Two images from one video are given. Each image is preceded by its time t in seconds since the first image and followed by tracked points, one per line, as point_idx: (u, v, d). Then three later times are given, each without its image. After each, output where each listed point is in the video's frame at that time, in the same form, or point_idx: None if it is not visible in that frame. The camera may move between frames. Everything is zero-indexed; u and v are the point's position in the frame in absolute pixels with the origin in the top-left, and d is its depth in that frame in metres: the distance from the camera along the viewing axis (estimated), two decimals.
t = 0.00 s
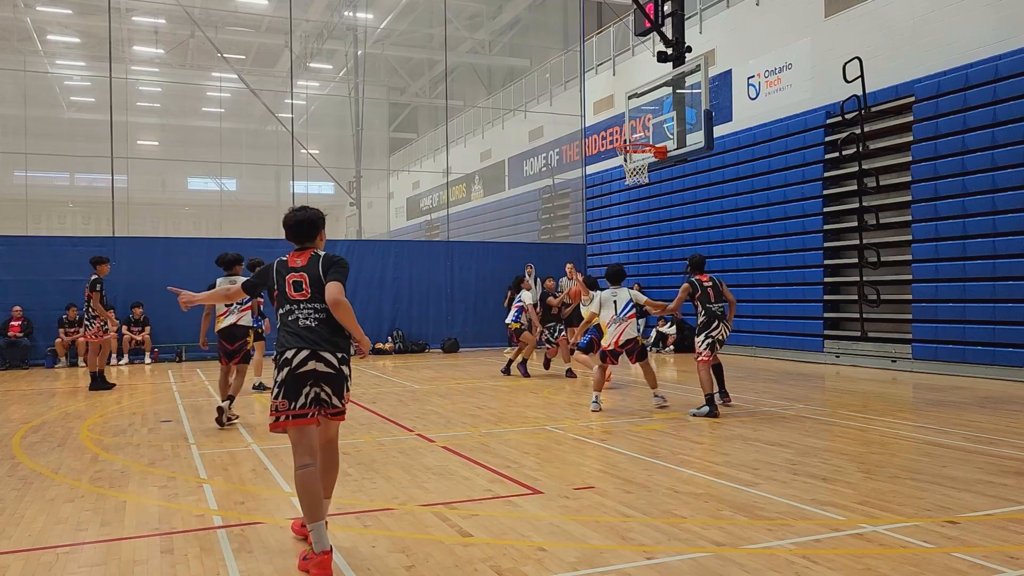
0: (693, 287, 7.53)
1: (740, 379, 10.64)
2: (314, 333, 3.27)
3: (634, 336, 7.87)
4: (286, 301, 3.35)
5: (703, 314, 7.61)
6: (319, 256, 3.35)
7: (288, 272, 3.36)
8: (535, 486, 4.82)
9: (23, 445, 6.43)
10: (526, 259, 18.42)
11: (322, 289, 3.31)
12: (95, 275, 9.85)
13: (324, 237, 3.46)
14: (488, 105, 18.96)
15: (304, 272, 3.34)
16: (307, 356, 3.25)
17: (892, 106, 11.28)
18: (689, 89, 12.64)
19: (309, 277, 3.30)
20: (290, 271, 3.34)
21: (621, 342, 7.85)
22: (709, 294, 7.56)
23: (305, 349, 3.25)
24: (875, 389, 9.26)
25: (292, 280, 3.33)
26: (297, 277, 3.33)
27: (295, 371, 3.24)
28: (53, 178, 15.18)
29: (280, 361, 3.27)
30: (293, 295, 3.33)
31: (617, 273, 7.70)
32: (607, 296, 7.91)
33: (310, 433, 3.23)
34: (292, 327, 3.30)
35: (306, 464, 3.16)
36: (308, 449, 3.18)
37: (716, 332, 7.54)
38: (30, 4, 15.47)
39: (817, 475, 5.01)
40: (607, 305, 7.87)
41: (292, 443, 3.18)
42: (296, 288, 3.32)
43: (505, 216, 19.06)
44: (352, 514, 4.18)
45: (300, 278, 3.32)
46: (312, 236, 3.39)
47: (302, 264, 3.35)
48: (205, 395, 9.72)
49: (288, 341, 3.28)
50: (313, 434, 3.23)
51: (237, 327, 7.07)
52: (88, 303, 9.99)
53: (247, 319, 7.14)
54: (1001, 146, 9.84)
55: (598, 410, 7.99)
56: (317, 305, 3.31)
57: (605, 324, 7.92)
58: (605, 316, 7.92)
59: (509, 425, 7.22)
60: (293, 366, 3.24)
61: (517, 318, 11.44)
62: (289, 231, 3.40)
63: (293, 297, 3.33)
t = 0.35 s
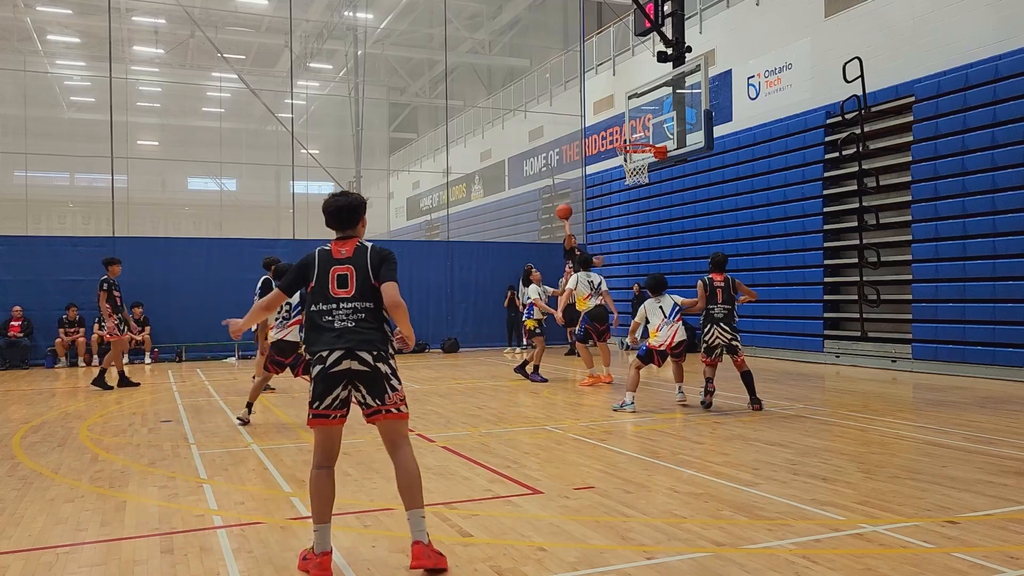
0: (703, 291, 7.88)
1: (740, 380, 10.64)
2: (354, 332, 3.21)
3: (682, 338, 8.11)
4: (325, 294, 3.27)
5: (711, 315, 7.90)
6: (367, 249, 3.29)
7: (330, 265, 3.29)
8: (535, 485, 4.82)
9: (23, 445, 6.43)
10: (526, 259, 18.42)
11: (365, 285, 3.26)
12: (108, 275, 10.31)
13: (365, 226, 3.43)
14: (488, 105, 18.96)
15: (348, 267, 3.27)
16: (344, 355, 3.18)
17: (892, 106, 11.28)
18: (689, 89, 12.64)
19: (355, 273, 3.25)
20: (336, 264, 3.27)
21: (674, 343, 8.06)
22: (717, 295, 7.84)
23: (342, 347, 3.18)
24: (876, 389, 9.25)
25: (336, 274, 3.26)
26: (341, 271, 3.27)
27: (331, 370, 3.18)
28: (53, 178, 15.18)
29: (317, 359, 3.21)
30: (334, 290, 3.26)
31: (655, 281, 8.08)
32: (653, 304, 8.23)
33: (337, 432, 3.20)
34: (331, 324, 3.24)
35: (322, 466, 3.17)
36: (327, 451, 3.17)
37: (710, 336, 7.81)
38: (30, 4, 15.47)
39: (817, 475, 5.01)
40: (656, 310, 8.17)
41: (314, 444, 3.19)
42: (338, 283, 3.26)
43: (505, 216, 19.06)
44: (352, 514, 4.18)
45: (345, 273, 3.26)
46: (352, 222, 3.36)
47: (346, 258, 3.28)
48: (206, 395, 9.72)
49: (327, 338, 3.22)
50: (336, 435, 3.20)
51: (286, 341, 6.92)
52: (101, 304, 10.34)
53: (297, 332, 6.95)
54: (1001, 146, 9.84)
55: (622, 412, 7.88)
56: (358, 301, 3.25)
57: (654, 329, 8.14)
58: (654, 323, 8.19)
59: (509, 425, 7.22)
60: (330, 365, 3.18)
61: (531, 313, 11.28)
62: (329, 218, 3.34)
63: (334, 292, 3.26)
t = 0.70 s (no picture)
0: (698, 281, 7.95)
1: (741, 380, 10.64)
2: (397, 335, 3.20)
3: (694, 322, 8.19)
4: (370, 296, 3.28)
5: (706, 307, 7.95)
6: (406, 246, 3.26)
7: (372, 266, 3.29)
8: (535, 486, 4.82)
9: (22, 445, 6.42)
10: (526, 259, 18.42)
11: (406, 284, 3.23)
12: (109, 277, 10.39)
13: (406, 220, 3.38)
14: (488, 105, 18.96)
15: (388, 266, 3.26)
16: (390, 359, 3.19)
17: (892, 106, 11.28)
18: (689, 89, 12.64)
19: (394, 273, 3.23)
20: (375, 265, 3.28)
21: (686, 327, 8.16)
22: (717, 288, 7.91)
23: (389, 351, 3.19)
24: (876, 390, 9.25)
25: (377, 275, 3.27)
26: (382, 272, 3.26)
27: (379, 375, 3.20)
28: (53, 178, 15.18)
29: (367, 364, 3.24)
30: (377, 291, 3.26)
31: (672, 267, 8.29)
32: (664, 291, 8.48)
33: (373, 434, 3.21)
34: (377, 327, 3.24)
35: (353, 462, 3.19)
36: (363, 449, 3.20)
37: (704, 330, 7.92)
38: (30, 4, 15.47)
39: (817, 475, 5.01)
40: (667, 297, 8.39)
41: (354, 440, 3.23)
42: (380, 283, 3.25)
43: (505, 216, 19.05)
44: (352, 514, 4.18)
45: (385, 273, 3.26)
46: (393, 218, 3.31)
47: (385, 257, 3.26)
48: (206, 395, 9.72)
49: (375, 342, 3.24)
50: (371, 436, 3.20)
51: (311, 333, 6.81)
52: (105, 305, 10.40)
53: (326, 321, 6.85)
54: (1001, 146, 9.84)
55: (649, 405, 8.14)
56: (402, 302, 3.23)
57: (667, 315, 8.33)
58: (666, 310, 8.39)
59: (509, 425, 7.22)
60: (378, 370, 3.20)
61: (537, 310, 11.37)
62: (369, 215, 3.33)
63: (377, 294, 3.26)
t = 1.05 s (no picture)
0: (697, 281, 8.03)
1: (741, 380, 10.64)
2: (405, 335, 3.21)
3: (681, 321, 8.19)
4: (376, 295, 3.27)
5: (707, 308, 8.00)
6: (412, 245, 3.24)
7: (377, 264, 3.26)
8: (535, 486, 4.82)
9: (22, 445, 6.42)
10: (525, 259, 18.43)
11: (414, 284, 3.23)
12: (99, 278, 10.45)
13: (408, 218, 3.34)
14: (488, 105, 18.97)
15: (395, 265, 3.24)
16: (397, 359, 3.20)
17: (892, 105, 11.28)
18: (689, 89, 12.64)
19: (401, 272, 3.22)
20: (380, 263, 3.25)
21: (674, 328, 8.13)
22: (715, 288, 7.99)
23: (395, 350, 3.20)
24: (876, 389, 9.25)
25: (383, 273, 3.25)
26: (388, 270, 3.24)
27: (386, 374, 3.21)
28: (53, 178, 15.18)
29: (372, 362, 3.24)
30: (384, 290, 3.25)
31: (650, 264, 8.16)
32: (647, 288, 8.29)
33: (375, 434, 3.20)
34: (384, 326, 3.25)
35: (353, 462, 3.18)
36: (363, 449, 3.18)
37: (707, 329, 7.91)
38: (30, 4, 15.47)
39: (817, 475, 5.01)
40: (651, 295, 8.24)
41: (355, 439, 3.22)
42: (387, 282, 3.24)
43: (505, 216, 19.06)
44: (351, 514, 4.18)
45: (391, 271, 3.24)
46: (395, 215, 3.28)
47: (391, 255, 3.24)
48: (206, 395, 9.72)
49: (381, 341, 3.24)
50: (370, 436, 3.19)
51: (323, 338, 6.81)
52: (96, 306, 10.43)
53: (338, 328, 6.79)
54: (1001, 146, 9.84)
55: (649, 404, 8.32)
56: (409, 302, 3.23)
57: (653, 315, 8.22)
58: (650, 308, 8.25)
59: (509, 425, 7.23)
60: (385, 369, 3.21)
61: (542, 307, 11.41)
62: (373, 213, 3.29)
63: (383, 293, 3.24)
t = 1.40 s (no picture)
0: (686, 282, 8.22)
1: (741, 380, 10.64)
2: (367, 338, 3.19)
3: (676, 321, 8.09)
4: (339, 296, 3.22)
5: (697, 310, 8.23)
6: (381, 251, 3.27)
7: (344, 264, 3.22)
8: (535, 486, 4.82)
9: (22, 445, 6.42)
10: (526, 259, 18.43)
11: (380, 289, 3.25)
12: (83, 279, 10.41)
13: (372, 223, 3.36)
14: (488, 105, 18.97)
15: (362, 269, 3.23)
16: (358, 360, 3.17)
17: (892, 105, 11.28)
18: (689, 89, 12.64)
19: (370, 276, 3.22)
20: (347, 265, 3.22)
21: (666, 329, 8.09)
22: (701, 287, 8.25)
23: (355, 351, 3.17)
24: (876, 389, 9.25)
25: (349, 275, 3.21)
26: (356, 273, 3.22)
27: (345, 375, 3.17)
28: (53, 178, 15.18)
29: (330, 362, 3.17)
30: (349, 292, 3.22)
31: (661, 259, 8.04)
32: (651, 283, 8.29)
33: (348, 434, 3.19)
34: (346, 327, 3.21)
35: (332, 465, 3.17)
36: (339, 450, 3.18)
37: (693, 326, 8.14)
38: (30, 4, 15.47)
39: (817, 475, 5.01)
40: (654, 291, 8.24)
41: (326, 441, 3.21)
42: (353, 284, 3.21)
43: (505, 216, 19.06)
44: (351, 514, 4.18)
45: (358, 274, 3.22)
46: (360, 219, 3.28)
47: (360, 259, 3.23)
48: (206, 395, 9.72)
49: (340, 341, 3.19)
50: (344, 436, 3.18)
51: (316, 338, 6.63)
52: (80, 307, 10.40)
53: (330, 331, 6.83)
54: (1001, 146, 9.84)
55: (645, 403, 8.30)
56: (374, 306, 3.23)
57: (649, 312, 8.29)
58: (648, 304, 8.31)
59: (509, 425, 7.23)
60: (344, 370, 3.16)
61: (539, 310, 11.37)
62: (338, 214, 3.27)
63: (347, 294, 3.21)
